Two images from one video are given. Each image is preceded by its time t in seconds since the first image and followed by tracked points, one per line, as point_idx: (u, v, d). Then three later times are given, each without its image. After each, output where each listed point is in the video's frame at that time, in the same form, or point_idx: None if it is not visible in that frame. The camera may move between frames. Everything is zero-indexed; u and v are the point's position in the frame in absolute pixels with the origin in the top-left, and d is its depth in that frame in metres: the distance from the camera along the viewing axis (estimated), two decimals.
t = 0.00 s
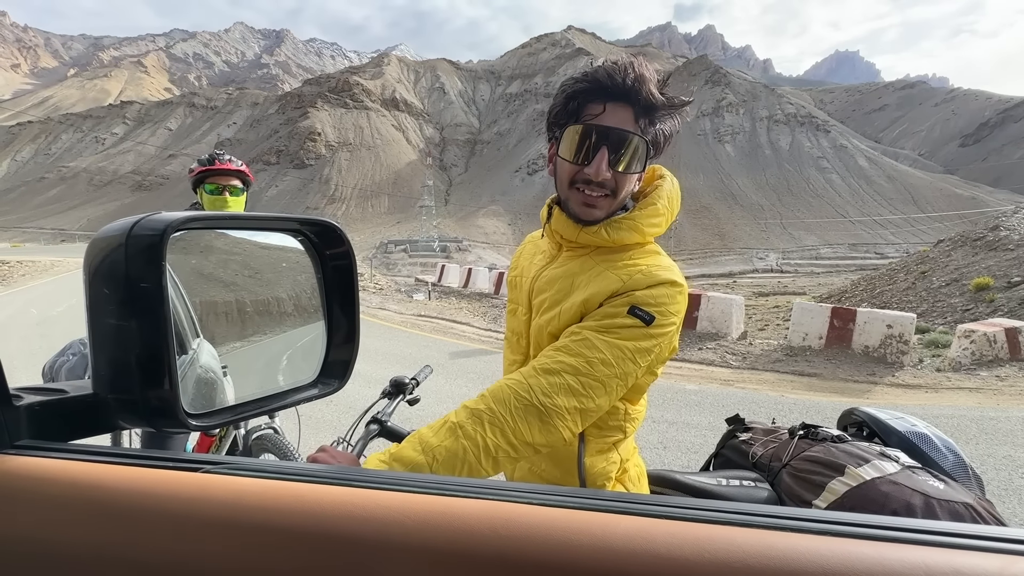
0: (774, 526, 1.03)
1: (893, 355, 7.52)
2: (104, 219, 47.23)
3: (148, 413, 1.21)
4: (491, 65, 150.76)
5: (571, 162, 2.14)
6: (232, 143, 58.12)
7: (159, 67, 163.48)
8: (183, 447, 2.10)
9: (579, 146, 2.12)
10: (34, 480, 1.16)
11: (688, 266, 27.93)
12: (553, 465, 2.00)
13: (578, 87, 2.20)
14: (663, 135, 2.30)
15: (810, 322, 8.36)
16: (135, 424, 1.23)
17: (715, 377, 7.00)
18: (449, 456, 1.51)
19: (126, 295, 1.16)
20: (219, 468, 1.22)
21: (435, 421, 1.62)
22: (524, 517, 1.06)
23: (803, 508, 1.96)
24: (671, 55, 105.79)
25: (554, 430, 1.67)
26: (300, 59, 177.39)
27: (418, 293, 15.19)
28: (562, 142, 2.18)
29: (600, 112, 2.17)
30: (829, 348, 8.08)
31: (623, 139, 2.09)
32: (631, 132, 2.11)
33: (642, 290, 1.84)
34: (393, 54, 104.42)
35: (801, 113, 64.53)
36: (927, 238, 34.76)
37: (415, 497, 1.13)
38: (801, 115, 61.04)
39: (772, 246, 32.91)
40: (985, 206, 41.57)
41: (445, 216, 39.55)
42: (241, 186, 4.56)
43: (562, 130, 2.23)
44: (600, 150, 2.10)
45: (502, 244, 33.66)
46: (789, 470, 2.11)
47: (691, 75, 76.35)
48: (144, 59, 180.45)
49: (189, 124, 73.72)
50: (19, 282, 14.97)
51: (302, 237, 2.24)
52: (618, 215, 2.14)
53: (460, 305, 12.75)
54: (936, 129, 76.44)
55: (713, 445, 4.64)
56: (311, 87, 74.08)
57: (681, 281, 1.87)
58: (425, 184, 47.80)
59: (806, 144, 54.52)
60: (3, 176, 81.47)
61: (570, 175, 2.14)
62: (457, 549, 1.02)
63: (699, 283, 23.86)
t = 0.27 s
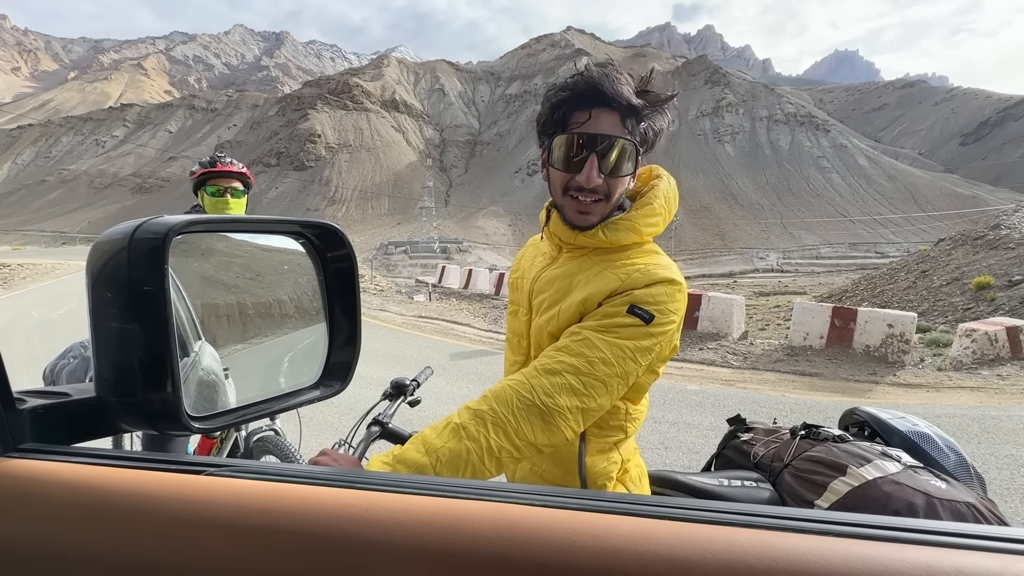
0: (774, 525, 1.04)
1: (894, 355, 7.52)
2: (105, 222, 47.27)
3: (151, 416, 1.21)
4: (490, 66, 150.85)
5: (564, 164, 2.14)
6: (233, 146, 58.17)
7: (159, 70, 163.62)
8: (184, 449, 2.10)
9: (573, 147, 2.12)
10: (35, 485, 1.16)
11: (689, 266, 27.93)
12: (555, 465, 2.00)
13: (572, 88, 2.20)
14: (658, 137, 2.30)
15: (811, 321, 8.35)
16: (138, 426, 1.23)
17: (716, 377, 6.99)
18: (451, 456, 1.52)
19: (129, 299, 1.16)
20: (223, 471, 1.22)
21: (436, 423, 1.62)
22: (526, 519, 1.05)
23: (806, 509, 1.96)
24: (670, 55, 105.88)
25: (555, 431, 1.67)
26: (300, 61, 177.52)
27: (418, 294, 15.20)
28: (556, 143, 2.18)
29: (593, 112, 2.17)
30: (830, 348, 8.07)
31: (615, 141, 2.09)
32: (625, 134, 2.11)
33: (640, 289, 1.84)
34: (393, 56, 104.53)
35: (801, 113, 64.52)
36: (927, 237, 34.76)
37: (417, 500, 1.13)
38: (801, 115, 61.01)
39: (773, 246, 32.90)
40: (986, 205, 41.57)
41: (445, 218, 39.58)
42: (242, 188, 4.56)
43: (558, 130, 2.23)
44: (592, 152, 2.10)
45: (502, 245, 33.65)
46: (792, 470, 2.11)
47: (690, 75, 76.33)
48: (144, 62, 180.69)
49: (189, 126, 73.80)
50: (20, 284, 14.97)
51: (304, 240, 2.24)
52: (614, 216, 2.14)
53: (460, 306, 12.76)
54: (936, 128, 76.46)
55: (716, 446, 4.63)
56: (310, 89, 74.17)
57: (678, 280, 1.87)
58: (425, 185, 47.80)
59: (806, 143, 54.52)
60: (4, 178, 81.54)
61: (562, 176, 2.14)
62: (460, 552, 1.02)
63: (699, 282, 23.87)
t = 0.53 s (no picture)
0: (777, 545, 1.05)
1: (895, 355, 7.52)
2: (106, 226, 47.31)
3: (152, 429, 1.20)
4: (490, 68, 150.99)
5: (570, 165, 2.15)
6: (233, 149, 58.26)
7: (159, 73, 163.89)
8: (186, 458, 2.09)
9: (578, 152, 2.14)
10: (40, 501, 1.16)
11: (689, 267, 27.93)
12: (559, 472, 2.00)
13: (576, 94, 2.21)
14: (661, 141, 2.29)
15: (812, 321, 8.33)
16: (139, 439, 1.23)
17: (717, 378, 6.99)
18: (452, 466, 1.51)
19: (133, 311, 1.16)
20: (229, 489, 1.21)
21: (437, 430, 1.62)
22: (528, 542, 1.06)
23: (812, 517, 1.94)
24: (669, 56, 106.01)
25: (557, 437, 1.66)
26: (299, 63, 177.70)
27: (418, 295, 15.21)
28: (561, 145, 2.17)
29: (598, 116, 2.18)
30: (832, 348, 8.06)
31: (620, 144, 2.11)
32: (628, 139, 2.12)
33: (640, 294, 1.83)
34: (393, 58, 104.69)
35: (801, 113, 64.58)
36: (927, 236, 34.76)
37: (422, 518, 1.13)
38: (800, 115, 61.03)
39: (773, 246, 32.90)
40: (985, 204, 41.58)
41: (445, 219, 39.62)
42: (244, 192, 4.56)
43: (561, 133, 2.23)
44: (595, 155, 2.11)
45: (502, 246, 33.67)
46: (795, 475, 2.10)
47: (690, 75, 76.40)
48: (145, 66, 181.35)
49: (189, 129, 73.85)
50: (21, 287, 14.97)
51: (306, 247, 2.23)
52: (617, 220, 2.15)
53: (461, 307, 12.75)
54: (936, 127, 76.44)
55: (717, 447, 4.62)
56: (311, 92, 74.26)
57: (679, 284, 1.87)
58: (425, 187, 47.84)
59: (806, 144, 54.58)
60: (5, 181, 81.69)
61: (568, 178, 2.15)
62: (466, 572, 1.02)
63: (699, 282, 23.88)
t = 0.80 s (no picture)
0: (775, 540, 1.06)
1: (896, 354, 7.52)
2: (107, 228, 47.34)
3: (157, 431, 1.21)
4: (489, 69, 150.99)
5: (566, 168, 2.15)
6: (233, 150, 58.30)
7: (159, 75, 163.98)
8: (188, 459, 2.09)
9: (576, 155, 2.14)
10: (48, 503, 1.16)
11: (689, 267, 27.94)
12: (558, 471, 2.00)
13: (575, 97, 2.21)
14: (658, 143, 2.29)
15: (812, 321, 8.32)
16: (144, 440, 1.23)
17: (718, 378, 6.99)
18: (452, 464, 1.51)
19: (137, 313, 1.16)
20: (232, 488, 1.22)
21: (437, 429, 1.63)
22: (532, 539, 1.07)
23: (808, 515, 1.95)
24: (669, 56, 106.03)
25: (556, 436, 1.66)
26: (299, 64, 177.78)
27: (419, 296, 15.21)
28: (560, 147, 2.18)
29: (598, 119, 2.18)
30: (832, 347, 8.06)
31: (616, 146, 2.11)
32: (626, 141, 2.12)
33: (638, 293, 1.84)
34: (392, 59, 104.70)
35: (800, 112, 64.56)
36: (927, 235, 34.77)
37: (422, 517, 1.14)
38: (800, 114, 61.01)
39: (773, 245, 32.88)
40: (986, 202, 41.56)
41: (445, 220, 39.64)
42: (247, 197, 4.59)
43: (560, 136, 2.24)
44: (592, 157, 2.11)
45: (503, 247, 33.64)
46: (794, 474, 2.10)
47: (689, 75, 76.39)
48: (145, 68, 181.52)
49: (189, 131, 73.85)
50: (21, 290, 14.95)
51: (308, 250, 2.23)
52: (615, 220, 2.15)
53: (461, 308, 12.75)
54: (935, 126, 76.40)
55: (718, 447, 4.62)
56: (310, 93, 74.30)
57: (676, 284, 1.87)
58: (425, 188, 47.88)
59: (806, 143, 54.57)
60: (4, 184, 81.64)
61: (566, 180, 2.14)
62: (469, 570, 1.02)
63: (700, 282, 23.88)
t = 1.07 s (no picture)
0: (776, 540, 1.06)
1: (896, 353, 7.52)
2: (107, 231, 47.36)
3: (157, 433, 1.21)
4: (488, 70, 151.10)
5: (567, 170, 2.16)
6: (233, 152, 58.33)
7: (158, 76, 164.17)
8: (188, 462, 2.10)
9: (574, 157, 2.14)
10: (51, 505, 1.16)
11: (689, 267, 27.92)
12: (560, 469, 2.00)
13: (574, 98, 2.21)
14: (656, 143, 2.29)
15: (812, 320, 8.32)
16: (145, 443, 1.23)
17: (719, 378, 6.99)
18: (453, 463, 1.53)
19: (136, 315, 1.16)
20: (232, 491, 1.21)
21: (440, 429, 1.63)
22: (534, 541, 1.07)
23: (810, 513, 1.95)
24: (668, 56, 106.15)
25: (558, 435, 1.66)
26: (299, 66, 177.90)
27: (419, 297, 15.20)
28: (558, 149, 2.18)
29: (597, 120, 2.18)
30: (833, 347, 8.05)
31: (617, 146, 2.10)
32: (625, 142, 2.12)
33: (639, 292, 1.83)
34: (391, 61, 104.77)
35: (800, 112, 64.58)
36: (927, 234, 34.75)
37: (426, 518, 1.13)
38: (799, 114, 61.02)
39: (773, 245, 32.87)
40: (985, 201, 41.58)
41: (445, 221, 39.65)
42: (246, 199, 4.58)
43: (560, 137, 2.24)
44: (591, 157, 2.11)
45: (503, 248, 33.65)
46: (795, 473, 2.10)
47: (688, 75, 76.44)
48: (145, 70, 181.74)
49: (189, 133, 73.88)
50: (21, 293, 14.92)
51: (307, 252, 2.23)
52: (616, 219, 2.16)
53: (461, 309, 12.75)
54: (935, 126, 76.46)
55: (719, 448, 4.61)
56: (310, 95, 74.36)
57: (678, 283, 1.87)
58: (424, 189, 47.91)
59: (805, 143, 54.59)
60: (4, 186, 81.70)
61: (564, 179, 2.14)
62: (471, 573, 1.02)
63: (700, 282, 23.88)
